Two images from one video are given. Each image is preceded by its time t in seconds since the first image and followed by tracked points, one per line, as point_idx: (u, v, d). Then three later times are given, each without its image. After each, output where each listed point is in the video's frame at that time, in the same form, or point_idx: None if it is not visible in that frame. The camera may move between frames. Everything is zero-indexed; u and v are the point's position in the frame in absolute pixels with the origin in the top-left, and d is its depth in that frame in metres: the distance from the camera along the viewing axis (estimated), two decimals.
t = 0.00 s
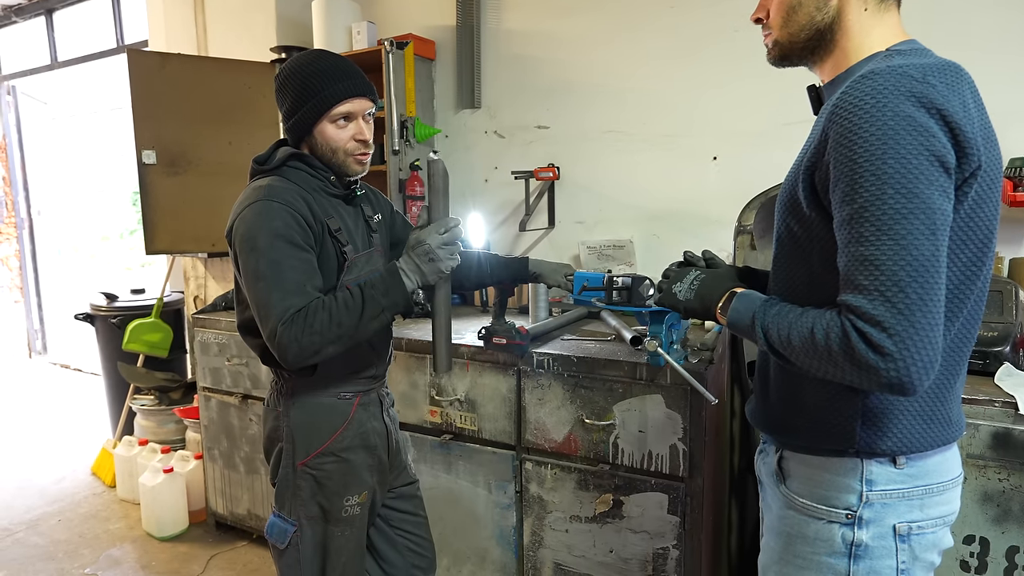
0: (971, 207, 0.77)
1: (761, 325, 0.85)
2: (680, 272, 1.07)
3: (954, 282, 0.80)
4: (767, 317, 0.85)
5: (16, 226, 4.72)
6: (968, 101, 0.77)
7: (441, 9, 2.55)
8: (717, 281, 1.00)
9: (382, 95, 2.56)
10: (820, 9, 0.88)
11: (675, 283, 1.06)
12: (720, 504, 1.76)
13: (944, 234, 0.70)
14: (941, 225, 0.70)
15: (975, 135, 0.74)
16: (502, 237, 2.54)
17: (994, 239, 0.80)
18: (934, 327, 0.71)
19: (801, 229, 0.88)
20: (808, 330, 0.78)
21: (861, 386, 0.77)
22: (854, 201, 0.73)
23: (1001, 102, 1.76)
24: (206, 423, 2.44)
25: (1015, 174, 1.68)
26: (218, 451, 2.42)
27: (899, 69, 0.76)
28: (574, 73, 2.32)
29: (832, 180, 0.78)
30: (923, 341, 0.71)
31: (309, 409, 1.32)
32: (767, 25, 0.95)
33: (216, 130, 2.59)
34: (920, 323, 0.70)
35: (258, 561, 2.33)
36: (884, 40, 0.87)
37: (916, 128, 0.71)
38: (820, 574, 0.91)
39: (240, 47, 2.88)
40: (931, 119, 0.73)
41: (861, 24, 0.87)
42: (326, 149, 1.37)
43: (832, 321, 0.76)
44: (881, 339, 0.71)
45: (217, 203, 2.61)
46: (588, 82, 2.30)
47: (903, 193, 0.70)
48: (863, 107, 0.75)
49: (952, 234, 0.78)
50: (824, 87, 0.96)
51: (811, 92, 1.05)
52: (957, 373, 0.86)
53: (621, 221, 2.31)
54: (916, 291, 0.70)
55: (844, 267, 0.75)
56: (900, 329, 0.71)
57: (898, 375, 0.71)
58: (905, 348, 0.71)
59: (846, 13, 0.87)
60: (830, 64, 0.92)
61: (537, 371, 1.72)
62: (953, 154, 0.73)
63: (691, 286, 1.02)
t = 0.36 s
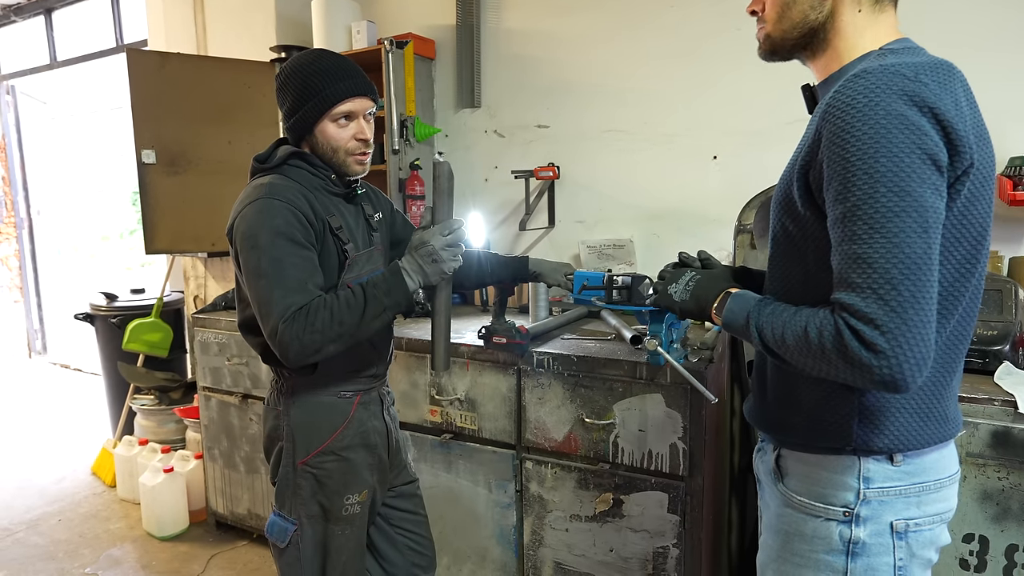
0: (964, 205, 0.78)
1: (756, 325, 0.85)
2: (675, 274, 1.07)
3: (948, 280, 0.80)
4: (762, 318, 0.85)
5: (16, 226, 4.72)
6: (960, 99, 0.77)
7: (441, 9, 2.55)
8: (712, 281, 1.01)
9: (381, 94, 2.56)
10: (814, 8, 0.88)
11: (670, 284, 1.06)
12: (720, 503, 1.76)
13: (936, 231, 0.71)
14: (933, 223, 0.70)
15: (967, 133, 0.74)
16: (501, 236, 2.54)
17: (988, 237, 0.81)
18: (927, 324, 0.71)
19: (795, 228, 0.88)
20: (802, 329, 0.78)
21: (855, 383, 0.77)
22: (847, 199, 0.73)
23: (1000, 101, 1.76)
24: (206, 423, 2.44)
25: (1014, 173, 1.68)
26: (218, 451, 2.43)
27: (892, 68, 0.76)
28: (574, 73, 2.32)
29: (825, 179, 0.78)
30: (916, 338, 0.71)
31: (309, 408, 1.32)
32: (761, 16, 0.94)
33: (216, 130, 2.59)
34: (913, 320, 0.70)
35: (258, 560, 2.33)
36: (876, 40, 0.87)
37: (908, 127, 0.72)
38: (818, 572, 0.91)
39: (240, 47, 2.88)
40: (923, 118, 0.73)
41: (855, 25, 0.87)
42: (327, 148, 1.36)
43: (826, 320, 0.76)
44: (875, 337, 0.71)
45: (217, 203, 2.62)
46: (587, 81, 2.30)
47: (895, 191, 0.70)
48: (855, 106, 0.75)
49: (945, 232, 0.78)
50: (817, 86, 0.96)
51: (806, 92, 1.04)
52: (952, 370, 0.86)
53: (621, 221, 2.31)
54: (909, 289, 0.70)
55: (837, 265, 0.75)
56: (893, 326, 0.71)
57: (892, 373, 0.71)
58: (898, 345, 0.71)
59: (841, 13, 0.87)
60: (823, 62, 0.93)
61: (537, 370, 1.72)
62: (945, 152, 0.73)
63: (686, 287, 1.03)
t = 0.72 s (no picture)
0: (961, 203, 0.78)
1: (737, 324, 0.82)
2: (622, 282, 1.04)
3: (947, 278, 0.80)
4: (740, 309, 0.82)
5: (16, 226, 4.71)
6: (955, 98, 0.77)
7: (442, 9, 2.54)
8: (663, 287, 0.98)
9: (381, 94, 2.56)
10: (818, 14, 0.88)
11: (623, 297, 1.04)
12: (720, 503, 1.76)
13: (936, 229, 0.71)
14: (932, 221, 0.70)
15: (962, 131, 0.74)
16: (502, 236, 2.54)
17: (984, 236, 0.81)
18: (928, 322, 0.71)
19: (792, 228, 0.88)
20: (800, 325, 0.77)
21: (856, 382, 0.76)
22: (845, 198, 0.73)
23: (1000, 101, 1.75)
24: (206, 423, 2.44)
25: (1015, 172, 1.68)
26: (218, 451, 2.43)
27: (887, 67, 0.76)
28: (574, 73, 2.32)
29: (822, 179, 0.78)
30: (918, 335, 0.71)
31: (309, 407, 1.32)
32: (761, 17, 0.93)
33: (216, 130, 2.60)
34: (915, 317, 0.70)
35: (258, 560, 2.33)
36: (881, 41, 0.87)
37: (905, 125, 0.72)
38: (816, 571, 0.91)
39: (240, 47, 2.88)
40: (919, 116, 0.73)
41: (859, 29, 0.87)
42: (327, 148, 1.36)
43: (829, 316, 0.74)
44: (883, 334, 0.70)
45: (217, 203, 2.62)
46: (587, 81, 2.30)
47: (894, 189, 0.70)
48: (852, 105, 0.75)
49: (943, 230, 0.78)
50: (816, 86, 0.96)
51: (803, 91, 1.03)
52: (950, 369, 0.86)
53: (622, 221, 2.31)
54: (912, 285, 0.70)
55: (836, 264, 0.75)
56: (900, 324, 0.70)
57: (897, 369, 0.71)
58: (902, 343, 0.70)
59: (844, 18, 0.88)
60: (824, 65, 0.93)
61: (537, 370, 1.72)
62: (941, 151, 0.73)
63: (640, 300, 1.01)
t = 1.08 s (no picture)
0: (962, 207, 0.77)
1: (736, 331, 0.83)
2: (621, 290, 1.03)
3: (949, 281, 0.79)
4: (740, 319, 0.83)
5: (16, 226, 4.71)
6: (956, 100, 0.77)
7: (441, 9, 2.55)
8: (664, 297, 0.98)
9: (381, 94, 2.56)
10: (810, 14, 0.88)
11: (621, 307, 1.04)
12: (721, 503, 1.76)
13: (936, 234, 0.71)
14: (932, 226, 0.70)
15: (962, 135, 0.74)
16: (502, 236, 2.54)
17: (986, 239, 0.81)
18: (928, 327, 0.71)
19: (794, 231, 0.88)
20: (799, 333, 0.77)
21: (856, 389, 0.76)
22: (845, 203, 0.73)
23: (999, 101, 1.75)
24: (206, 423, 2.44)
25: (1014, 172, 1.68)
26: (218, 451, 2.43)
27: (887, 70, 0.76)
28: (573, 73, 2.32)
29: (822, 183, 0.78)
30: (918, 341, 0.71)
31: (309, 408, 1.32)
32: (756, 11, 0.93)
33: (216, 130, 2.59)
34: (915, 322, 0.70)
35: (258, 560, 2.33)
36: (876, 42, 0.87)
37: (904, 130, 0.72)
38: (819, 572, 0.91)
39: (239, 47, 2.88)
40: (919, 120, 0.73)
41: (852, 30, 0.87)
42: (326, 146, 1.36)
43: (829, 323, 0.74)
44: (883, 341, 0.70)
45: (217, 203, 2.62)
46: (587, 81, 2.30)
47: (894, 194, 0.70)
48: (851, 109, 0.75)
49: (944, 234, 0.78)
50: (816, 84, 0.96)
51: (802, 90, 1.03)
52: (952, 372, 0.86)
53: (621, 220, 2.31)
54: (912, 291, 0.69)
55: (837, 269, 0.75)
56: (900, 330, 0.70)
57: (896, 376, 0.71)
58: (903, 348, 0.70)
59: (836, 18, 0.88)
60: (820, 60, 0.93)
61: (537, 370, 1.72)
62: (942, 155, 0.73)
63: (640, 311, 1.00)
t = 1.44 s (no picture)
0: (978, 214, 0.77)
1: (736, 331, 0.82)
2: (623, 281, 1.04)
3: (958, 289, 0.80)
4: (741, 320, 0.82)
5: (16, 226, 4.71)
6: (979, 106, 0.76)
7: (441, 8, 2.54)
8: (666, 288, 0.99)
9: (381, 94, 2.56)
10: (817, 14, 0.88)
11: (623, 299, 1.04)
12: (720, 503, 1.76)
13: (944, 245, 0.71)
14: (942, 237, 0.71)
15: (984, 142, 0.74)
16: (502, 236, 2.54)
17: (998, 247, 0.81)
18: (928, 337, 0.72)
19: (805, 229, 0.88)
20: (798, 338, 0.77)
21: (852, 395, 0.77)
22: (856, 206, 0.73)
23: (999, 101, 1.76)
24: (206, 423, 2.44)
25: (1014, 172, 1.68)
26: (218, 450, 2.43)
27: (911, 71, 0.76)
28: (574, 73, 2.32)
29: (836, 184, 0.78)
30: (916, 351, 0.72)
31: (310, 408, 1.32)
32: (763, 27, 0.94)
33: (216, 130, 2.59)
34: (916, 333, 0.71)
35: (258, 560, 2.33)
36: (890, 37, 0.87)
37: (924, 135, 0.72)
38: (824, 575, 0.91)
39: (239, 47, 2.88)
40: (940, 126, 0.73)
41: (863, 24, 0.87)
42: (326, 148, 1.37)
43: (827, 329, 0.75)
44: (880, 350, 0.71)
45: (217, 202, 2.61)
46: (587, 81, 2.30)
47: (907, 202, 0.70)
48: (871, 110, 0.75)
49: (955, 241, 0.78)
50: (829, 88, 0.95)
51: (814, 87, 1.00)
52: (955, 376, 0.87)
53: (621, 220, 2.31)
54: (915, 301, 0.70)
55: (842, 273, 0.75)
56: (898, 340, 0.71)
57: (891, 384, 0.72)
58: (901, 359, 0.71)
59: (845, 14, 0.88)
60: (833, 64, 0.92)
61: (536, 369, 1.72)
62: (961, 163, 0.73)
63: (641, 303, 1.01)
